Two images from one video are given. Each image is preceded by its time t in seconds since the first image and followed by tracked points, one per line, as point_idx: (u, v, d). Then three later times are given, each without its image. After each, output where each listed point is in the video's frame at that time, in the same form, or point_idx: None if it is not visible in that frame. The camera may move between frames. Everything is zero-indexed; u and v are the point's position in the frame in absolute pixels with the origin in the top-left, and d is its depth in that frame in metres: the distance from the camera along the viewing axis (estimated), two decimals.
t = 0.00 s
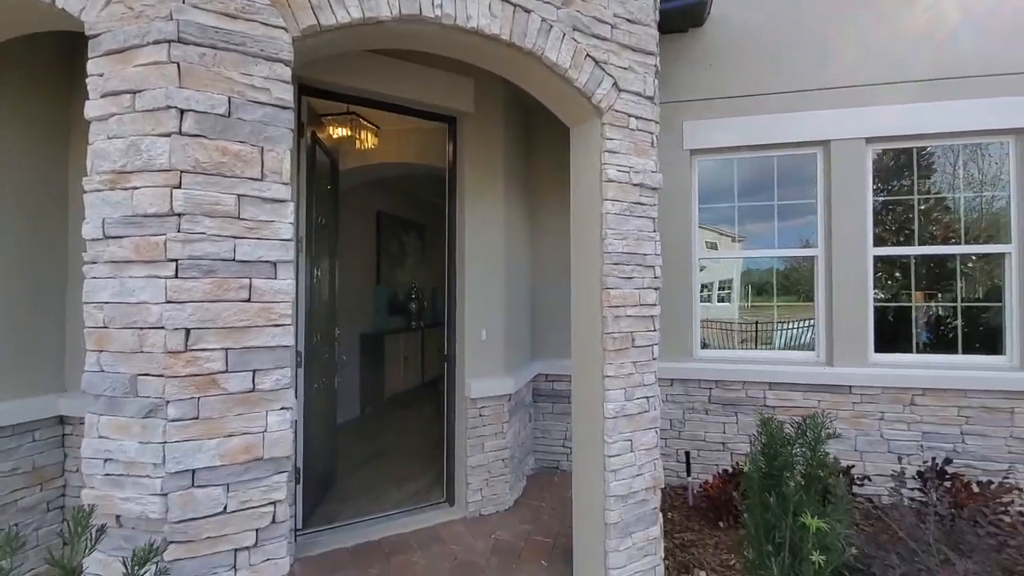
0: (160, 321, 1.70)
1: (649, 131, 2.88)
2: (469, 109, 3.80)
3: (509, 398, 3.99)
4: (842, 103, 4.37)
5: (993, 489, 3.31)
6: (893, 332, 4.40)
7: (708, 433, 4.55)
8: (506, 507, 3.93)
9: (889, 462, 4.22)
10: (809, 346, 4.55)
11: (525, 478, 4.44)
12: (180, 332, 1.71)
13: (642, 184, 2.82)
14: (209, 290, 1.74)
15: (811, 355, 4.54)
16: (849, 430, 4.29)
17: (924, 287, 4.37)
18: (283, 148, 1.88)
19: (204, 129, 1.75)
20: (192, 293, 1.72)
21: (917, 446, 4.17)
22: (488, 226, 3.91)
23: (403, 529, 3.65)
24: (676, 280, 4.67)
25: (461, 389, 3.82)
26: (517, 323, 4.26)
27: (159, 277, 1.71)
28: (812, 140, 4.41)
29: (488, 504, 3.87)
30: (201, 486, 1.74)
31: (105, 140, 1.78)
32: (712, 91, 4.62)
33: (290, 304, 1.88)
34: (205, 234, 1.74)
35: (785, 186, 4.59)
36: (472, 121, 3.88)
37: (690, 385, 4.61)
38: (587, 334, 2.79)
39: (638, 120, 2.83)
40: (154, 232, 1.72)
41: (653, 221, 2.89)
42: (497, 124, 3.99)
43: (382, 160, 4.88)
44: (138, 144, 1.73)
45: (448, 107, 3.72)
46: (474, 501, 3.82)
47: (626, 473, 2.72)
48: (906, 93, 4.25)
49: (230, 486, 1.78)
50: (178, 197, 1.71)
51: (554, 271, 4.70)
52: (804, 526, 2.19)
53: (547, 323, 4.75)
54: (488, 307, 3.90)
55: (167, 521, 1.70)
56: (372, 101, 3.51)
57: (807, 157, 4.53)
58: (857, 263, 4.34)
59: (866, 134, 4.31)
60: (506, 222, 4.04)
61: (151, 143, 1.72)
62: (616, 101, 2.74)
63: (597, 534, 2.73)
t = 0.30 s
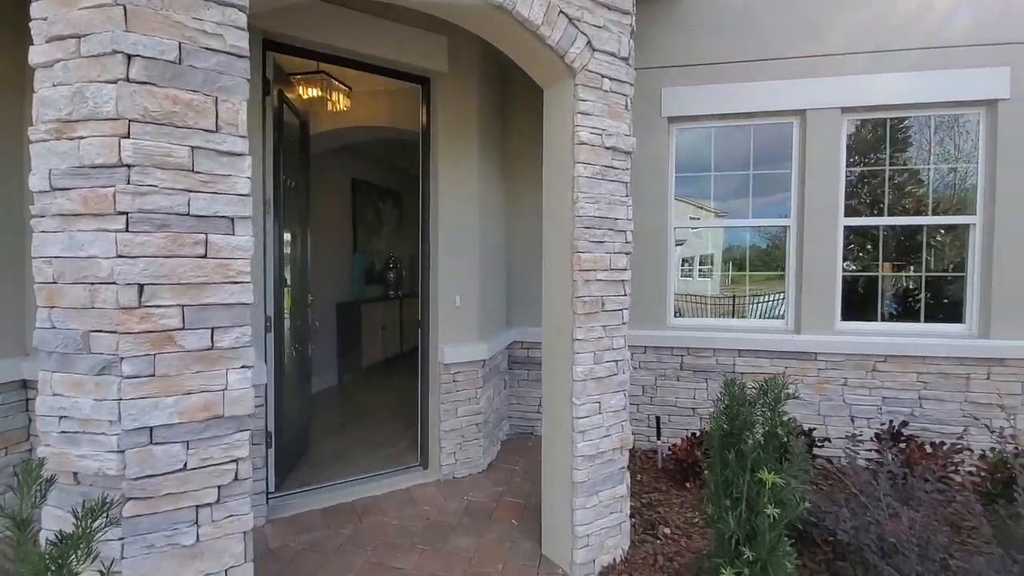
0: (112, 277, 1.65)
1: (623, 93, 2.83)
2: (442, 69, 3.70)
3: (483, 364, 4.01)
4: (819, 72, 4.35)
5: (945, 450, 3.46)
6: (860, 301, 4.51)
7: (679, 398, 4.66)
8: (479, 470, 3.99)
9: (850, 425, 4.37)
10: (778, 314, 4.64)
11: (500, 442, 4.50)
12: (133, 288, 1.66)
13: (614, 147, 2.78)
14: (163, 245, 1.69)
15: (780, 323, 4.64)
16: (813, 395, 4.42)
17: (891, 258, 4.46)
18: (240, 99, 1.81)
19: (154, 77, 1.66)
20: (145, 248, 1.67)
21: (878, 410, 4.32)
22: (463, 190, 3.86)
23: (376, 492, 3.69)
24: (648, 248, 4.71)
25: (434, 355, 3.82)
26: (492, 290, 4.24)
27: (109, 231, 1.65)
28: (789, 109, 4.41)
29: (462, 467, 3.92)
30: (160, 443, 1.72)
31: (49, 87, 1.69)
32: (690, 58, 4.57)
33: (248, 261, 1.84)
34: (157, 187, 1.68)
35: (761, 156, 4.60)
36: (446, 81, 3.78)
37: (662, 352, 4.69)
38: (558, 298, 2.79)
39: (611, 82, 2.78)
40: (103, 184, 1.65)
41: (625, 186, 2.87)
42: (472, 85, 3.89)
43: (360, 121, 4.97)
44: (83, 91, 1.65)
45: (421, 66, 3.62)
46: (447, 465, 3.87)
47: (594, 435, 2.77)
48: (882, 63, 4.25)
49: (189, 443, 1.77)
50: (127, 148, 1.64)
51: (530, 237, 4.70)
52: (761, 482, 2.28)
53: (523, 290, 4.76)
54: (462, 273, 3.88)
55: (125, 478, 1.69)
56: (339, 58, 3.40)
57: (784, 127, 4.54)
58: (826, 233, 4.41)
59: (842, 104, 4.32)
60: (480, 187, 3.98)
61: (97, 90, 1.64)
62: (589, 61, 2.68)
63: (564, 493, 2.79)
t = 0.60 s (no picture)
0: (38, 240, 1.55)
1: (586, 62, 2.79)
2: (404, 32, 3.58)
3: (447, 337, 3.99)
4: (785, 47, 4.36)
5: (889, 418, 3.63)
6: (817, 276, 4.63)
7: (642, 370, 4.73)
8: (444, 442, 4.00)
9: (804, 396, 4.53)
10: (740, 290, 4.74)
11: (466, 415, 4.52)
12: (63, 252, 1.57)
13: (577, 117, 2.75)
14: (94, 207, 1.60)
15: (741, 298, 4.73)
16: (771, 367, 4.56)
17: (848, 234, 4.58)
18: (177, 53, 1.71)
19: (80, 26, 1.55)
20: (74, 210, 1.57)
21: (830, 381, 4.48)
22: (426, 160, 3.77)
23: (338, 465, 3.67)
24: (613, 221, 4.73)
25: (397, 327, 3.78)
26: (458, 262, 4.19)
27: (34, 192, 1.55)
28: (756, 83, 4.42)
29: (426, 440, 3.92)
30: (97, 414, 1.66)
31: None
32: (659, 30, 4.52)
33: (188, 225, 1.76)
34: (86, 145, 1.57)
35: (727, 131, 4.62)
36: (407, 45, 3.65)
37: (626, 326, 4.74)
38: (519, 270, 2.77)
39: (575, 48, 2.73)
40: (26, 141, 1.54)
41: (587, 157, 2.85)
42: (435, 50, 3.77)
43: (321, 89, 4.79)
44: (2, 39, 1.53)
45: (380, 28, 3.48)
46: (411, 438, 3.87)
47: (554, 405, 2.79)
48: (846, 39, 4.29)
49: (129, 414, 1.71)
50: (51, 102, 1.53)
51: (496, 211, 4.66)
52: (713, 448, 2.38)
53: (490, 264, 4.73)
54: (426, 245, 3.82)
55: (60, 450, 1.62)
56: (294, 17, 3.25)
57: (750, 102, 4.56)
58: (787, 209, 4.48)
59: (807, 81, 4.35)
60: (444, 158, 3.88)
61: (17, 38, 1.52)
62: (552, 26, 2.61)
63: (524, 462, 2.82)
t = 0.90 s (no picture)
0: None
1: (531, 38, 2.73)
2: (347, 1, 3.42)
3: (395, 321, 3.91)
4: (735, 32, 4.41)
5: (823, 395, 3.80)
6: (763, 259, 4.76)
7: (593, 352, 4.79)
8: (392, 426, 3.95)
9: (746, 375, 4.69)
10: (689, 272, 4.83)
11: (417, 398, 4.48)
12: None
13: (521, 94, 2.69)
14: None
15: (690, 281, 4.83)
16: (716, 347, 4.68)
17: (791, 219, 4.72)
18: (79, 11, 1.56)
19: None
20: None
21: (771, 360, 4.65)
22: (372, 136, 3.64)
23: (281, 451, 3.57)
24: (565, 204, 4.72)
25: (342, 309, 3.68)
26: (407, 243, 4.10)
27: None
28: (707, 68, 4.46)
29: (373, 424, 3.86)
30: None
31: None
32: (612, 10, 4.48)
33: (94, 199, 1.63)
34: None
35: (678, 114, 4.66)
36: (350, 15, 3.49)
37: (578, 308, 4.77)
38: (463, 251, 2.71)
39: (520, 24, 2.67)
40: None
41: (533, 136, 2.81)
42: (381, 20, 3.61)
43: (267, 60, 4.50)
44: None
45: None
46: (358, 422, 3.80)
47: (498, 387, 2.78)
48: (792, 26, 4.37)
49: (29, 401, 1.59)
50: None
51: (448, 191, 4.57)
52: (651, 427, 2.44)
53: (441, 245, 4.66)
54: (371, 225, 3.71)
55: None
56: None
57: (700, 86, 4.60)
58: (734, 194, 4.58)
59: (755, 67, 4.42)
60: (392, 135, 3.77)
61: None
62: None
63: (468, 444, 2.81)
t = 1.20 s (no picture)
0: None
1: (466, 15, 2.62)
2: None
3: (331, 310, 3.74)
4: (679, 22, 4.42)
5: (757, 380, 3.92)
6: (705, 248, 4.86)
7: (538, 341, 4.76)
8: (329, 420, 3.80)
9: (687, 362, 4.78)
10: (633, 260, 4.87)
11: (357, 390, 4.34)
12: None
13: (456, 74, 2.58)
14: None
15: (634, 269, 4.87)
16: (659, 335, 4.75)
17: (731, 209, 4.83)
18: None
19: None
20: None
21: (711, 346, 4.76)
22: (303, 117, 3.45)
23: (206, 449, 3.37)
24: (510, 190, 4.65)
25: (272, 299, 3.50)
26: (344, 230, 3.93)
27: None
28: (652, 57, 4.46)
29: (309, 417, 3.71)
30: None
31: None
32: None
33: None
34: None
35: (623, 102, 4.66)
36: None
37: (524, 296, 4.73)
38: (394, 237, 2.60)
39: None
40: None
41: (469, 119, 2.71)
42: None
43: (190, 32, 4.18)
44: None
45: None
46: (291, 416, 3.64)
47: (433, 377, 2.69)
48: (733, 18, 4.42)
49: None
50: None
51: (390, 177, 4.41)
52: (585, 415, 2.43)
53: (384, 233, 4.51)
54: (304, 211, 3.53)
55: None
56: None
57: (645, 75, 4.60)
58: (677, 183, 4.63)
59: (697, 57, 4.46)
60: (327, 115, 3.58)
61: None
62: None
63: (402, 437, 2.72)
